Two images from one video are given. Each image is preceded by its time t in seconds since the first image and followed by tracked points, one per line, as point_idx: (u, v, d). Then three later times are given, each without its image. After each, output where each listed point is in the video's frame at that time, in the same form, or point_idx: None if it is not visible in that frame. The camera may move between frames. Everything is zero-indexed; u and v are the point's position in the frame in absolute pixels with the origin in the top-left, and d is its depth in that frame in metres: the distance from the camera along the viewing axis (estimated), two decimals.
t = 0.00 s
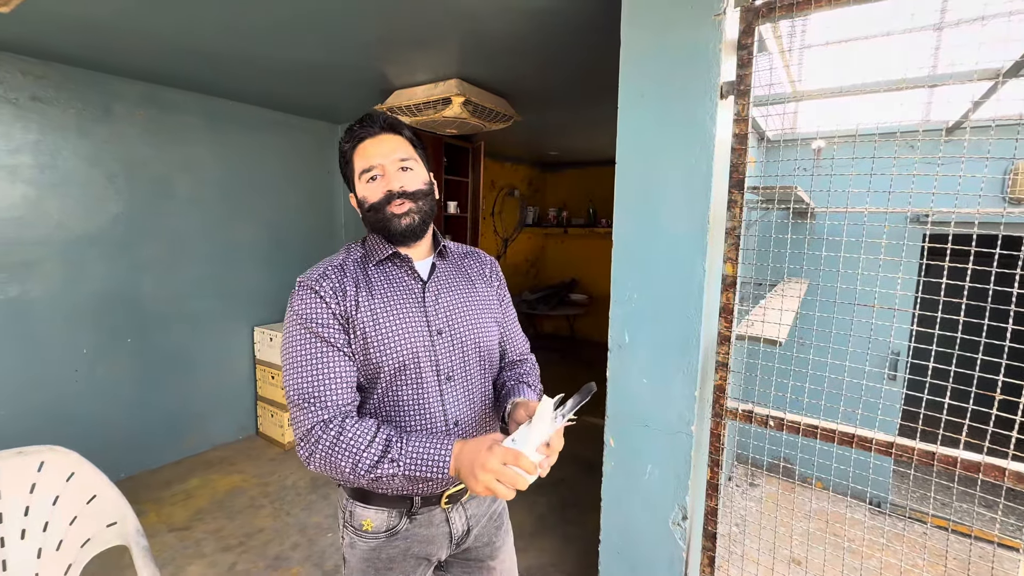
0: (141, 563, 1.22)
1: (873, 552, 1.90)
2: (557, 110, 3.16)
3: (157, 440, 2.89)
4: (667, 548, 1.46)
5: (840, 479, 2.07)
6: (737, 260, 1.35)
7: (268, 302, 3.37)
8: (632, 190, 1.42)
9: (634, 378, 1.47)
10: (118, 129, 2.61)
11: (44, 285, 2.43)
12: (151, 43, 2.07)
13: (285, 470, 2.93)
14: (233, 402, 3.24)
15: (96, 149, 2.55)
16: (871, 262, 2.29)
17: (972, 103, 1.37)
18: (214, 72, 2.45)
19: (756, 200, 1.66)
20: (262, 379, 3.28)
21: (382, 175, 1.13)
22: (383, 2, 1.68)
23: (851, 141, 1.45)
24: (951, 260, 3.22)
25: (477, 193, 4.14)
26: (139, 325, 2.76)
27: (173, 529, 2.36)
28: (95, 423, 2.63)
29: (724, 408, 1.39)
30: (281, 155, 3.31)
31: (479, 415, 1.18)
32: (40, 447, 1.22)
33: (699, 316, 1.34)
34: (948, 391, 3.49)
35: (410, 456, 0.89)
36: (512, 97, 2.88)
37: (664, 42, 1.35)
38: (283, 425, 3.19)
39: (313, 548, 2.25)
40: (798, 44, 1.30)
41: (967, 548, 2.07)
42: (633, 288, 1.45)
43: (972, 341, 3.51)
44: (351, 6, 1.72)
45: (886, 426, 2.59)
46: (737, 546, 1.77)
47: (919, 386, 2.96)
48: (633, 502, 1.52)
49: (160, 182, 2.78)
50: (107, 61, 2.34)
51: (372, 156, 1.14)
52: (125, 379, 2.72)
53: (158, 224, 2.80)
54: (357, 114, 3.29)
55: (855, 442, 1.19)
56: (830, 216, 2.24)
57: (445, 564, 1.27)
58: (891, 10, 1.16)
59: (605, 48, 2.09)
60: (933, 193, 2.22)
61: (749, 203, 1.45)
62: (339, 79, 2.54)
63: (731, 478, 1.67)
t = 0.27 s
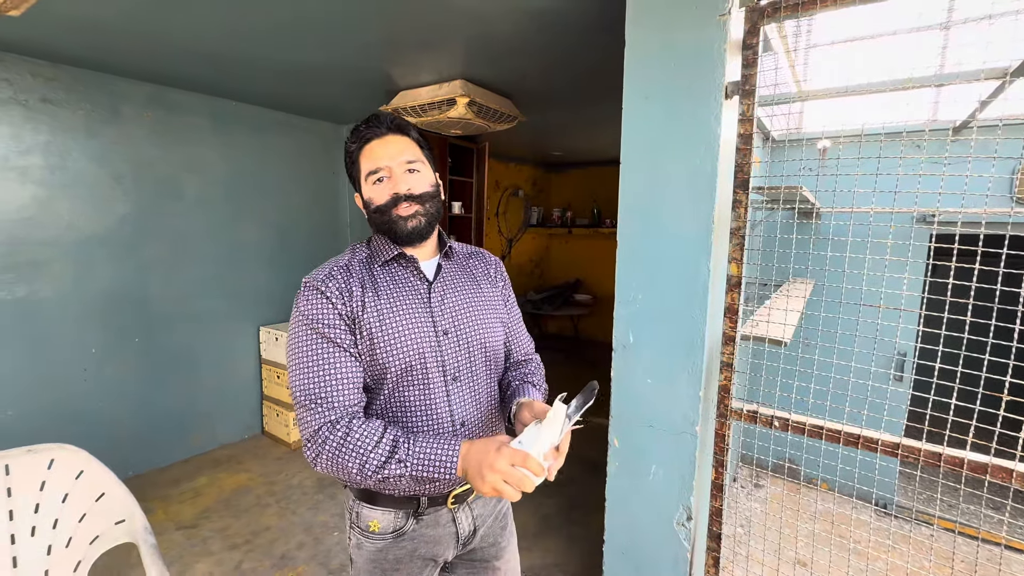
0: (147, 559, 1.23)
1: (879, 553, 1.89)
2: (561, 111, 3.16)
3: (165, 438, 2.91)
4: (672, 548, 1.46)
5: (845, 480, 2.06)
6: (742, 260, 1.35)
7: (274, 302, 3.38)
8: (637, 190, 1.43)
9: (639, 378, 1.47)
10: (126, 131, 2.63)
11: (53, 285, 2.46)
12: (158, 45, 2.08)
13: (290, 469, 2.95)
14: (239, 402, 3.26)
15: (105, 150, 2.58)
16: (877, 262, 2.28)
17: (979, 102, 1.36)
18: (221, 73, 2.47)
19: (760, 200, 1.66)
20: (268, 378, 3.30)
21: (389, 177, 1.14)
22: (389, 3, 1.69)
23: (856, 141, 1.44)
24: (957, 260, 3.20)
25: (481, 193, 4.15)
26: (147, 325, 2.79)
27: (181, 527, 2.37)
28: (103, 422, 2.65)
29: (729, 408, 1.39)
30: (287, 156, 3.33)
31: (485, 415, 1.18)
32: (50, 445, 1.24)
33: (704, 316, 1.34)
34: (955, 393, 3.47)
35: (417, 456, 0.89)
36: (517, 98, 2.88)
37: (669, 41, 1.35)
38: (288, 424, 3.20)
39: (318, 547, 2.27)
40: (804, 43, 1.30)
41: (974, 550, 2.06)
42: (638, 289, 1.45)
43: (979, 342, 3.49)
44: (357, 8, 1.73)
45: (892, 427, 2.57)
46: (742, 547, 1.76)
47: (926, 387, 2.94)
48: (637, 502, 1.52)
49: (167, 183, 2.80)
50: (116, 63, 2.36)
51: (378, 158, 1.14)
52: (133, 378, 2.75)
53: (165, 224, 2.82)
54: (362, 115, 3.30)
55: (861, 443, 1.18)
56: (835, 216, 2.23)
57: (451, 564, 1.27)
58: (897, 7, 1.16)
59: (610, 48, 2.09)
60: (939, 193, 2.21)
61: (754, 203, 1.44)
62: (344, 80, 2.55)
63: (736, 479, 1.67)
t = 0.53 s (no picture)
0: (155, 556, 1.22)
1: (886, 555, 1.88)
2: (567, 111, 3.16)
3: (173, 437, 2.93)
4: (678, 548, 1.46)
5: (852, 482, 2.05)
6: (748, 260, 1.35)
7: (280, 302, 3.40)
8: (643, 189, 1.42)
9: (644, 379, 1.47)
10: (135, 132, 2.66)
11: (63, 284, 2.48)
12: (168, 47, 2.10)
13: (297, 468, 2.96)
14: (246, 401, 3.28)
15: (115, 151, 2.60)
16: (885, 262, 2.27)
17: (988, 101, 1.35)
18: (229, 75, 2.49)
19: (766, 200, 1.65)
20: (274, 378, 3.31)
21: (424, 201, 1.06)
22: (395, 3, 1.69)
23: (863, 140, 1.43)
24: (966, 260, 3.18)
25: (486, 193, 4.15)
26: (156, 324, 2.81)
27: (189, 525, 2.39)
28: (113, 420, 2.68)
29: (735, 408, 1.38)
30: (294, 157, 3.35)
31: (492, 413, 1.19)
32: (61, 443, 1.26)
33: (710, 316, 1.34)
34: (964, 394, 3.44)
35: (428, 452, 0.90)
36: (522, 98, 2.89)
37: (675, 39, 1.34)
38: (295, 423, 3.22)
39: (325, 545, 2.28)
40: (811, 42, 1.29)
41: (983, 552, 2.04)
42: (644, 289, 1.45)
43: (988, 342, 3.46)
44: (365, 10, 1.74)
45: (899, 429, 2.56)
46: (748, 548, 1.76)
47: (934, 388, 2.92)
48: (643, 502, 1.52)
49: (175, 184, 2.82)
50: (125, 66, 2.38)
51: (414, 181, 1.03)
52: (141, 377, 2.77)
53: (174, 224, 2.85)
54: (368, 116, 3.32)
55: (868, 444, 1.18)
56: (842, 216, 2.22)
57: (460, 566, 1.27)
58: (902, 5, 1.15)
59: (615, 48, 2.08)
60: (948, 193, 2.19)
61: (760, 204, 1.44)
62: (350, 81, 2.57)
63: (742, 480, 1.66)
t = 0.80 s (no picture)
0: (160, 554, 1.23)
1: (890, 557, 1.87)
2: (570, 111, 3.15)
3: (177, 436, 2.94)
4: (681, 548, 1.45)
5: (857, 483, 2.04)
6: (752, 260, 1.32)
7: (284, 301, 3.41)
8: (647, 190, 1.42)
9: (647, 379, 1.47)
10: (140, 132, 2.67)
11: (69, 284, 2.50)
12: (173, 48, 2.12)
13: (300, 467, 2.97)
14: (250, 400, 3.29)
15: (120, 152, 2.62)
16: (889, 262, 2.26)
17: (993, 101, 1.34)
18: (233, 76, 2.50)
19: (770, 200, 1.64)
20: (278, 377, 3.32)
21: (432, 205, 1.06)
22: (399, 3, 1.69)
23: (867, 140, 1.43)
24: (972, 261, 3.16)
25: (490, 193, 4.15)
26: (160, 324, 2.82)
27: (193, 524, 2.40)
28: (117, 419, 2.69)
29: (738, 409, 1.38)
30: (297, 157, 3.36)
31: (497, 412, 1.19)
32: (67, 441, 1.27)
33: (713, 316, 1.34)
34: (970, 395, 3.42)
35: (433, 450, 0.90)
36: (525, 98, 2.88)
37: (680, 38, 1.34)
38: (298, 423, 3.23)
39: (328, 544, 2.28)
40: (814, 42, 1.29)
41: (989, 554, 2.03)
42: (647, 289, 1.45)
43: (994, 343, 3.44)
44: (368, 10, 1.74)
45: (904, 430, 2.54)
46: (752, 549, 1.75)
47: (940, 389, 2.90)
48: (647, 502, 1.51)
49: (180, 184, 2.83)
50: (130, 66, 2.39)
51: (422, 185, 1.04)
52: (146, 376, 2.78)
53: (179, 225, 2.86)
54: (371, 117, 3.32)
55: (873, 445, 1.18)
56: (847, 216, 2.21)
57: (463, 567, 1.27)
58: (907, 5, 1.14)
59: (619, 48, 2.08)
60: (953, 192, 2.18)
61: (764, 204, 1.43)
62: (354, 81, 2.58)
63: (745, 481, 1.65)
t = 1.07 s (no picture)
0: (164, 552, 1.22)
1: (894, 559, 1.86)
2: (573, 111, 3.15)
3: (181, 435, 2.95)
4: (684, 550, 1.45)
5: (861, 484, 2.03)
6: (755, 260, 1.33)
7: (287, 301, 3.42)
8: (649, 190, 1.42)
9: (649, 380, 1.47)
10: (144, 132, 2.68)
11: (73, 284, 2.51)
12: (177, 49, 2.12)
13: (303, 467, 2.98)
14: (253, 400, 3.30)
15: (124, 152, 2.63)
16: (894, 262, 2.25)
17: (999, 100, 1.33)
18: (236, 76, 2.51)
19: (774, 200, 1.64)
20: (281, 377, 3.33)
21: (439, 211, 1.05)
22: (401, 3, 1.69)
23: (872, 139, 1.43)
24: (978, 261, 3.14)
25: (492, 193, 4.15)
26: (164, 323, 2.83)
27: (196, 523, 2.41)
28: (121, 418, 2.70)
29: (742, 409, 1.38)
30: (300, 157, 3.37)
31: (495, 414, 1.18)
32: (71, 440, 1.27)
33: (716, 316, 1.33)
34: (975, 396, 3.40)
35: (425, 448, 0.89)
36: (528, 98, 2.88)
37: (683, 37, 1.34)
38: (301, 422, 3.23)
39: (330, 544, 2.29)
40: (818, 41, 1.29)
41: (994, 556, 2.01)
42: (649, 290, 1.44)
43: (1000, 344, 3.42)
44: (370, 10, 1.74)
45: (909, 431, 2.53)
46: (755, 550, 1.74)
47: (944, 390, 2.89)
48: (649, 504, 1.51)
49: (183, 184, 2.84)
50: (135, 67, 2.40)
51: (432, 191, 1.03)
52: (150, 376, 2.79)
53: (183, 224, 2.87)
54: (373, 117, 3.33)
55: (877, 446, 1.17)
56: (851, 216, 2.20)
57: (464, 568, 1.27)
58: (913, 4, 1.14)
59: (622, 47, 2.07)
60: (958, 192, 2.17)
61: (767, 204, 1.43)
62: (357, 81, 2.58)
63: (749, 482, 1.64)
